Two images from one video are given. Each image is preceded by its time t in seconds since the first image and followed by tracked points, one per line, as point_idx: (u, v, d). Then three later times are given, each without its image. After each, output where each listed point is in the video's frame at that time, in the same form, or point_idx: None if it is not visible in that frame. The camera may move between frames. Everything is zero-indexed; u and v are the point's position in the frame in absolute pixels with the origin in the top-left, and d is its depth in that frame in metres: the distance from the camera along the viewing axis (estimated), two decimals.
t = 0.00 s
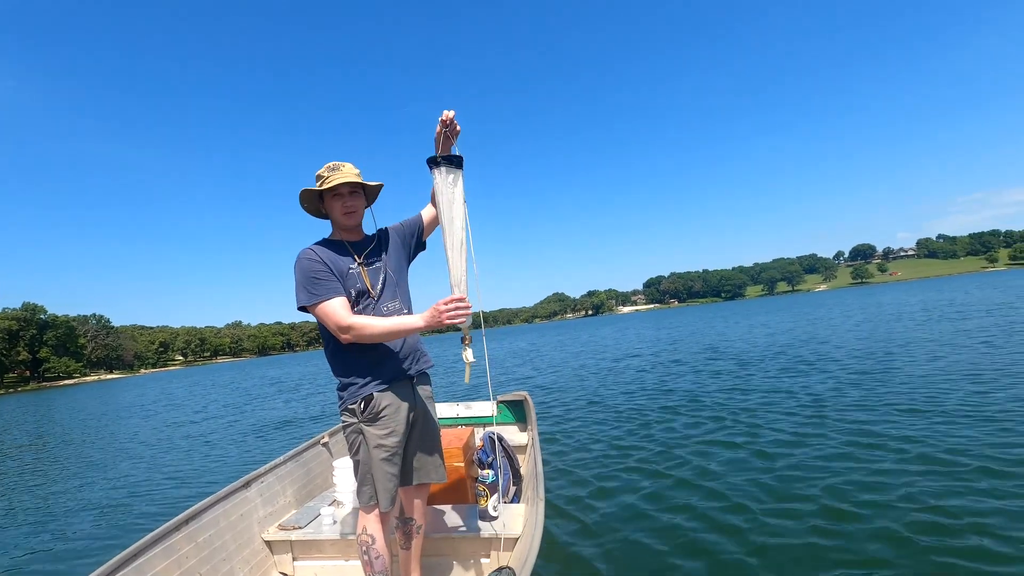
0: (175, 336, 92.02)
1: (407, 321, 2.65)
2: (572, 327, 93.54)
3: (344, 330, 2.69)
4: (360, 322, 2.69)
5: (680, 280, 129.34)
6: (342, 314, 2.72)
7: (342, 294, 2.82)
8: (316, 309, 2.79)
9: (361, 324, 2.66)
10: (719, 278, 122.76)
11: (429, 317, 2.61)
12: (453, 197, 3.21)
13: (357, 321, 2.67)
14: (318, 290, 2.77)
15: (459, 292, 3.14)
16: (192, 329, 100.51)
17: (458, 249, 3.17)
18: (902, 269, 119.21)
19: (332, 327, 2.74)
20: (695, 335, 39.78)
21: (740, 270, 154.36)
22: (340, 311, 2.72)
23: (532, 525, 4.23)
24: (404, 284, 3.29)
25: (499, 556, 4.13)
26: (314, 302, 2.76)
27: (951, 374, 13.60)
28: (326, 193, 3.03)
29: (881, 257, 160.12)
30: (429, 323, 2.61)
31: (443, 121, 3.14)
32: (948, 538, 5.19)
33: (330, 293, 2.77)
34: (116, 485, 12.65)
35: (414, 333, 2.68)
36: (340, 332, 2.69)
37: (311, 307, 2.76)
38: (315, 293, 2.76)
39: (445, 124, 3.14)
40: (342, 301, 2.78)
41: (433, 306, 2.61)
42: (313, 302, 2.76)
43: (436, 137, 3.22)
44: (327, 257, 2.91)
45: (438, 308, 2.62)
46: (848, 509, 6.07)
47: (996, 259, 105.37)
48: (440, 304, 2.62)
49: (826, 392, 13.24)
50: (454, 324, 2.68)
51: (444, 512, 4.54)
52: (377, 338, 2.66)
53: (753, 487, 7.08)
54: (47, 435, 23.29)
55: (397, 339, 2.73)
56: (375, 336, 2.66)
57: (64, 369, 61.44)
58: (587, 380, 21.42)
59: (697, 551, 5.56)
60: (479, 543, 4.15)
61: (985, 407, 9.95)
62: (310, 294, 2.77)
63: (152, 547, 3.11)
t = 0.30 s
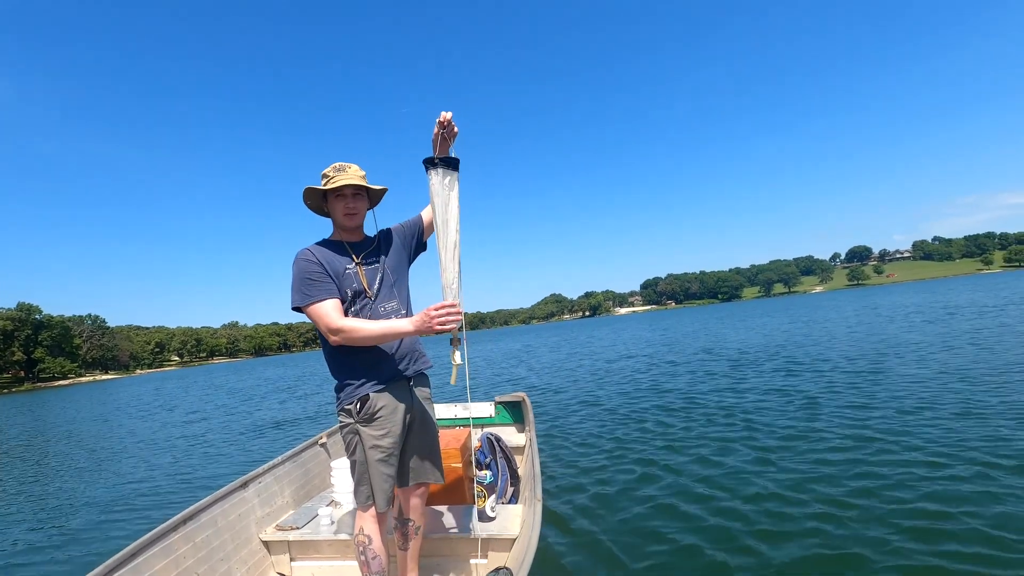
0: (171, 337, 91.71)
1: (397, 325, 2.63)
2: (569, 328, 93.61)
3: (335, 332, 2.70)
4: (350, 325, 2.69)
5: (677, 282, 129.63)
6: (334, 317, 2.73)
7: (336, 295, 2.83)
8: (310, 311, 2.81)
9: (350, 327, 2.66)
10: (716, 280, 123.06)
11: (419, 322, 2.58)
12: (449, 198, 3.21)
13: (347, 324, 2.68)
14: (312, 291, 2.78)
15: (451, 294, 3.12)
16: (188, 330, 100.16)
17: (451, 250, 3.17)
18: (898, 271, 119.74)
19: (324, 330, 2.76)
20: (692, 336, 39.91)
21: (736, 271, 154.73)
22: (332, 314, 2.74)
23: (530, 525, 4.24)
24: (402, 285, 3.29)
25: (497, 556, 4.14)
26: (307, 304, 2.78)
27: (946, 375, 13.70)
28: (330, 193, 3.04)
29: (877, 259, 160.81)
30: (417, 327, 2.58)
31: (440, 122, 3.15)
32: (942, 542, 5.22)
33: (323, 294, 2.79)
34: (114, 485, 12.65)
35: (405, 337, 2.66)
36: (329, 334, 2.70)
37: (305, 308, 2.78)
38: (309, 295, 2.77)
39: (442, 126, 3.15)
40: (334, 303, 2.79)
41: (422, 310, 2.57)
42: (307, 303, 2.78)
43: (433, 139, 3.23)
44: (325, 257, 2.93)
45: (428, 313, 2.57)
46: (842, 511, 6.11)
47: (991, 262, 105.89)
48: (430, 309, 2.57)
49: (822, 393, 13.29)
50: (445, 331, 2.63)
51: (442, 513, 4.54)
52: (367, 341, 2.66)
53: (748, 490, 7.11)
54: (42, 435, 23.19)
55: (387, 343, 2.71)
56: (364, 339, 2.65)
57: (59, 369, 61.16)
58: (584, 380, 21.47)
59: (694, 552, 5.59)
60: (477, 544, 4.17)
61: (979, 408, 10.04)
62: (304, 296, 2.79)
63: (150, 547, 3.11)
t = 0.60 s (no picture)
0: (176, 336, 92.12)
1: (397, 337, 2.64)
2: (573, 330, 93.50)
3: (336, 337, 2.72)
4: (349, 332, 2.70)
5: (681, 284, 129.26)
6: (336, 321, 2.74)
7: (343, 298, 2.84)
8: (316, 312, 2.81)
9: (350, 334, 2.67)
10: (721, 282, 122.64)
11: (420, 336, 2.58)
12: (452, 197, 3.19)
13: (348, 329, 2.68)
14: (318, 294, 2.79)
15: (457, 294, 3.12)
16: (192, 329, 100.56)
17: (456, 251, 3.17)
18: (904, 274, 119.18)
19: (325, 334, 2.77)
20: (696, 338, 39.83)
21: (741, 273, 154.29)
22: (335, 318, 2.75)
23: (535, 525, 4.22)
24: (413, 286, 3.30)
25: (502, 557, 4.13)
26: (313, 306, 2.78)
27: (952, 379, 13.62)
28: (348, 195, 3.02)
29: (883, 262, 159.93)
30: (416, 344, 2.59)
31: (445, 121, 3.13)
32: (953, 550, 5.16)
33: (329, 297, 2.79)
34: (119, 484, 12.70)
35: (405, 348, 2.66)
36: (329, 338, 2.73)
37: (311, 310, 2.78)
38: (315, 297, 2.78)
39: (447, 125, 3.14)
40: (338, 307, 2.79)
41: (426, 326, 2.57)
42: (311, 305, 2.78)
43: (438, 137, 3.21)
44: (335, 259, 2.92)
45: (430, 327, 2.58)
46: (852, 518, 6.06)
47: (999, 265, 105.13)
48: (429, 327, 2.58)
49: (827, 396, 13.21)
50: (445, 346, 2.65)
51: (447, 514, 4.52)
52: (368, 349, 2.66)
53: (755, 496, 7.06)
54: (48, 434, 23.29)
55: (387, 352, 2.72)
56: (363, 347, 2.66)
57: (65, 368, 61.46)
58: (588, 382, 21.46)
59: (701, 559, 5.55)
60: (481, 545, 4.16)
61: (987, 412, 9.97)
62: (311, 297, 2.79)
63: (155, 545, 3.11)
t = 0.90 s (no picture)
0: (181, 335, 92.41)
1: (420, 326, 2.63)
2: (576, 330, 93.44)
3: (358, 335, 2.70)
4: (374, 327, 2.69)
5: (684, 285, 129.02)
6: (358, 320, 2.73)
7: (361, 298, 2.83)
8: (335, 314, 2.81)
9: (375, 329, 2.66)
10: (724, 283, 122.29)
11: (442, 322, 2.60)
12: (458, 185, 3.19)
13: (371, 326, 2.68)
14: (336, 295, 2.78)
15: (465, 280, 3.12)
16: (196, 328, 100.83)
17: (463, 238, 3.17)
18: (909, 276, 118.55)
19: (347, 333, 2.76)
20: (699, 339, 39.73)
21: (745, 275, 153.77)
22: (356, 316, 2.74)
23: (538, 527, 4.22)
24: (420, 283, 3.32)
25: (504, 558, 4.13)
26: (332, 308, 2.78)
27: (958, 381, 13.56)
28: (354, 197, 3.01)
29: (888, 264, 159.17)
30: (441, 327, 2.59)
31: (449, 109, 3.14)
32: (964, 553, 5.11)
33: (348, 298, 2.79)
34: (124, 481, 12.74)
35: (427, 338, 2.67)
36: (353, 337, 2.71)
37: (330, 311, 2.78)
38: (334, 298, 2.77)
39: (451, 113, 3.14)
40: (359, 306, 2.78)
41: (445, 311, 2.59)
42: (333, 307, 2.77)
43: (441, 127, 3.21)
44: (348, 261, 2.92)
45: (450, 313, 2.59)
46: (859, 520, 6.02)
47: (1005, 268, 104.56)
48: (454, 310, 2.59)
49: (831, 397, 13.18)
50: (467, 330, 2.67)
51: (450, 514, 4.52)
52: (391, 343, 2.67)
53: (761, 498, 7.02)
54: (53, 431, 23.38)
55: (410, 343, 2.72)
56: (388, 340, 2.65)
57: (70, 366, 61.78)
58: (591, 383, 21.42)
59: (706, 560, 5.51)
60: (483, 545, 4.15)
61: (995, 415, 9.88)
62: (330, 299, 2.78)
63: (163, 538, 3.12)
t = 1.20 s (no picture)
0: (173, 335, 91.87)
1: (423, 315, 2.68)
2: (570, 332, 93.51)
3: (362, 333, 2.72)
4: (379, 322, 2.72)
5: (679, 287, 129.50)
6: (360, 317, 2.74)
7: (363, 298, 2.85)
8: (337, 314, 2.82)
9: (379, 325, 2.69)
10: (719, 286, 122.79)
11: (443, 307, 2.64)
12: (460, 168, 3.19)
13: (376, 323, 2.71)
14: (338, 295, 2.80)
15: (462, 264, 3.12)
16: (189, 328, 100.24)
17: (463, 222, 3.18)
18: (901, 280, 119.41)
19: (350, 332, 2.77)
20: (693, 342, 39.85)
21: (739, 278, 154.42)
22: (358, 314, 2.75)
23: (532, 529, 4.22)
24: (416, 282, 3.34)
25: (498, 560, 4.13)
26: (334, 308, 2.79)
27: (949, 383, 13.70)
28: (349, 196, 3.03)
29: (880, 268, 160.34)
30: (444, 309, 2.64)
31: (450, 94, 3.16)
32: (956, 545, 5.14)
33: (351, 297, 2.80)
34: (115, 482, 12.66)
35: (429, 326, 2.72)
36: (358, 337, 2.72)
37: (333, 311, 2.79)
38: (336, 298, 2.79)
39: (452, 99, 3.16)
40: (362, 305, 2.80)
41: (446, 294, 2.64)
42: (337, 308, 2.79)
43: (441, 111, 3.23)
44: (349, 261, 2.93)
45: (450, 297, 2.64)
46: (851, 514, 6.06)
47: (996, 272, 105.51)
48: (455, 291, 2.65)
49: (824, 399, 13.28)
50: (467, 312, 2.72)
51: (444, 515, 4.52)
52: (395, 336, 2.71)
53: (755, 492, 7.05)
54: (43, 432, 23.17)
55: (413, 335, 2.75)
56: (393, 334, 2.69)
57: (61, 366, 61.27)
58: (585, 385, 21.42)
59: (700, 555, 5.53)
60: (477, 546, 4.15)
61: (986, 416, 9.97)
62: (332, 300, 2.80)
63: (156, 538, 3.12)
